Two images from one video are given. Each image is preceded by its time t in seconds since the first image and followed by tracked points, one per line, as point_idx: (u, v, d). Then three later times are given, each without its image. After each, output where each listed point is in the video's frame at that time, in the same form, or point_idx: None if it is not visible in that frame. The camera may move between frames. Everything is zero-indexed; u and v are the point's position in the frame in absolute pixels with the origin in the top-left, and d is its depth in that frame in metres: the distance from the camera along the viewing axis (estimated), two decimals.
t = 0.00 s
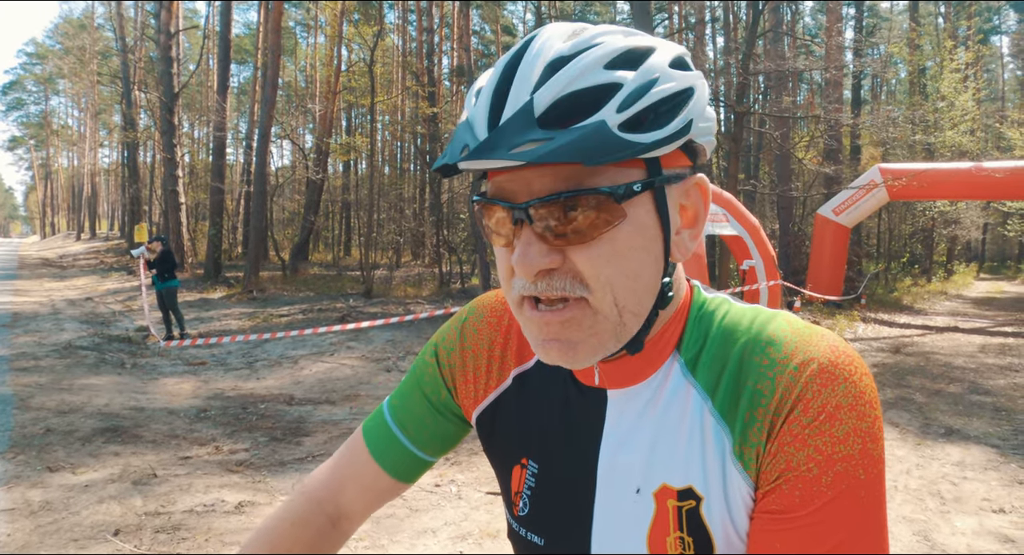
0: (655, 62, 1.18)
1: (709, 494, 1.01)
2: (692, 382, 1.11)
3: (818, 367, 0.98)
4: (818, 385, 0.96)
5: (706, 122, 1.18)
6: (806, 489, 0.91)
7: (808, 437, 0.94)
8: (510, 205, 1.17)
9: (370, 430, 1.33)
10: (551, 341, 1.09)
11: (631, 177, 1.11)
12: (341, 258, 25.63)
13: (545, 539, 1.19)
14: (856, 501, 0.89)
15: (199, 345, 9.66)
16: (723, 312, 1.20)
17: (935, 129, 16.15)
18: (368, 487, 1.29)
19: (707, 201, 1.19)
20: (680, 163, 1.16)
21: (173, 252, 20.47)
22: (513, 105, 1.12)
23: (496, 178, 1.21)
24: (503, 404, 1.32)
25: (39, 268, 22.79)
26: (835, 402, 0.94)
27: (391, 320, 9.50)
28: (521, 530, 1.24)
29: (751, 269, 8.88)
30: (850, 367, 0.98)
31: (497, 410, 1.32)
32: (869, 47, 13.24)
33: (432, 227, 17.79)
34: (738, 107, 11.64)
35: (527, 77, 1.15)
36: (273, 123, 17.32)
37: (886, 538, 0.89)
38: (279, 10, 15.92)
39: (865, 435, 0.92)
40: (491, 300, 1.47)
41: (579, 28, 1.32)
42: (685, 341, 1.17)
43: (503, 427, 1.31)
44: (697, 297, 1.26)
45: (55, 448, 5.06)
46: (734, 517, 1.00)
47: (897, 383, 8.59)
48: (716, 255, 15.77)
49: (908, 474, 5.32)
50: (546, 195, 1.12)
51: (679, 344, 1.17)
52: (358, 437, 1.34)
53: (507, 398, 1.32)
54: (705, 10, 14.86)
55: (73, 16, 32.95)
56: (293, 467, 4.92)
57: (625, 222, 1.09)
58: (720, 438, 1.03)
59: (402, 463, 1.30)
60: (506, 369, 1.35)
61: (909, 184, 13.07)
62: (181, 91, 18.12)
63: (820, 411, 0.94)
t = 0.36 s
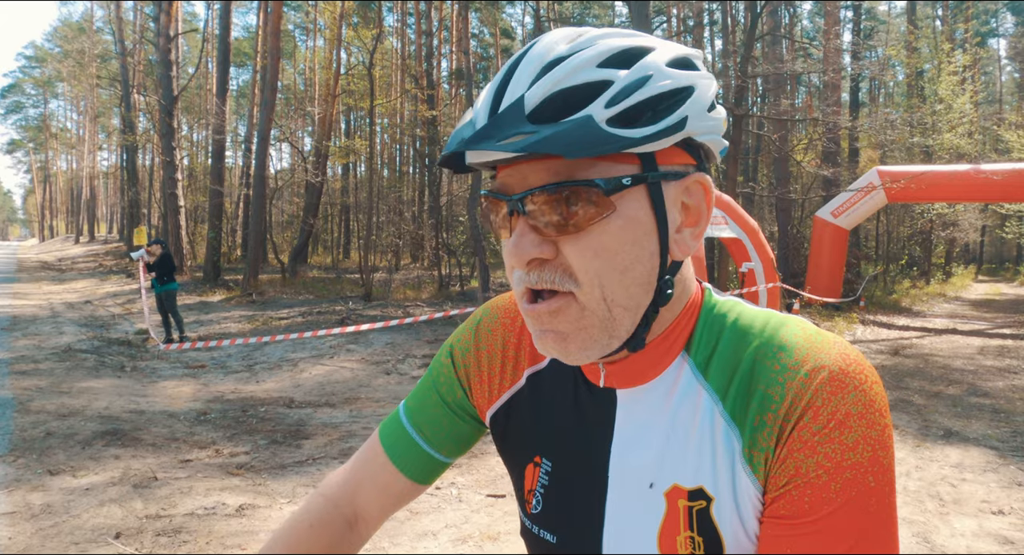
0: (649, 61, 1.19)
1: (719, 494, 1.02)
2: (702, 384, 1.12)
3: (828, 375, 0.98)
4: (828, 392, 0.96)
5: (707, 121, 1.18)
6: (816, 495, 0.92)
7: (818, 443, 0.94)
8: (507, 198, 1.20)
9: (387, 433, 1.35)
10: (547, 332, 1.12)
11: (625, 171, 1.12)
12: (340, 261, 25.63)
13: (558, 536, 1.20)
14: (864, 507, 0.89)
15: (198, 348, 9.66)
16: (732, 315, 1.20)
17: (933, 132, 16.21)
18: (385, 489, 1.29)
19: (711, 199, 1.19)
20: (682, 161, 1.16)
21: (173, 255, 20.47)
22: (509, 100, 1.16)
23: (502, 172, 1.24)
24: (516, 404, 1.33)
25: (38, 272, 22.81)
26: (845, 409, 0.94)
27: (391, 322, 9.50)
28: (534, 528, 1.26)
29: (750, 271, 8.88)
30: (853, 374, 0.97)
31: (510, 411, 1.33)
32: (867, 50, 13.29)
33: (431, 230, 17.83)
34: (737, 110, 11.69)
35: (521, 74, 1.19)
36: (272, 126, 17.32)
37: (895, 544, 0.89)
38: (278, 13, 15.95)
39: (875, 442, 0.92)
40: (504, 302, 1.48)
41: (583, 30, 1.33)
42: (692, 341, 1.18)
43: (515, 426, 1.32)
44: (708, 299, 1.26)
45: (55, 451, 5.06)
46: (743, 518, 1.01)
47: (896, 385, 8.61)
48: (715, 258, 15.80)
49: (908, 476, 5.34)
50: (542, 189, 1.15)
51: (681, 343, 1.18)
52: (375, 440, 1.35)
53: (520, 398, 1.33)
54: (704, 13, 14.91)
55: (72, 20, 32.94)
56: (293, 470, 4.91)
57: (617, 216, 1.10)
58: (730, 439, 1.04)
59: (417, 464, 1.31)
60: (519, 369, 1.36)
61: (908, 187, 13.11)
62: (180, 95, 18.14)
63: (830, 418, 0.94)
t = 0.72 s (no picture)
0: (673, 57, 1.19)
1: (735, 495, 1.02)
2: (721, 386, 1.11)
3: (848, 380, 0.97)
4: (850, 397, 0.95)
5: (730, 122, 1.17)
6: (837, 500, 0.91)
7: (840, 448, 0.93)
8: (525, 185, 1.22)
9: (395, 433, 1.35)
10: (556, 313, 1.13)
11: (639, 163, 1.12)
12: (340, 263, 25.63)
13: (567, 535, 1.20)
14: (886, 513, 0.89)
15: (198, 351, 9.65)
16: (749, 319, 1.20)
17: (932, 134, 16.25)
18: (393, 489, 1.30)
19: (728, 202, 1.20)
20: (701, 161, 1.16)
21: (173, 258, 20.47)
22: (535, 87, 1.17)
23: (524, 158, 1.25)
24: (526, 403, 1.34)
25: (36, 275, 22.79)
26: (866, 416, 0.93)
27: (391, 325, 9.49)
28: (544, 526, 1.26)
29: (750, 273, 8.83)
30: (875, 377, 0.97)
31: (521, 409, 1.33)
32: (866, 53, 13.32)
33: (431, 233, 17.84)
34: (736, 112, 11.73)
35: (544, 64, 1.21)
36: (272, 129, 17.33)
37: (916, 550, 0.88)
38: (278, 16, 15.97)
39: (896, 449, 0.92)
40: (514, 302, 1.49)
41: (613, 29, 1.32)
42: (707, 339, 1.19)
43: (526, 423, 1.32)
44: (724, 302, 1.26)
45: (55, 455, 5.05)
46: (759, 523, 1.00)
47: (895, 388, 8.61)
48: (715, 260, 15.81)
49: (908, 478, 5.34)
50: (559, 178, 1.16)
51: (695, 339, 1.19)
52: (383, 440, 1.36)
53: (531, 397, 1.33)
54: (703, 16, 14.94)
55: (72, 23, 32.96)
56: (293, 473, 4.91)
57: (628, 205, 1.10)
58: (748, 441, 1.03)
59: (426, 463, 1.31)
60: (530, 367, 1.36)
61: (906, 189, 13.14)
62: (180, 98, 18.15)
63: (852, 424, 0.93)
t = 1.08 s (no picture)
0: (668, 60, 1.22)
1: (771, 470, 1.05)
2: (754, 369, 1.15)
3: (881, 366, 1.03)
4: (884, 382, 1.02)
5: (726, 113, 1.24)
6: (891, 477, 0.97)
7: (885, 428, 0.99)
8: (611, 214, 1.14)
9: (404, 451, 1.30)
10: (663, 335, 1.09)
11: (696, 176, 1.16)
12: (335, 276, 25.58)
13: (592, 524, 1.19)
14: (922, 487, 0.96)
15: (194, 366, 9.59)
16: (768, 311, 1.25)
17: (924, 142, 16.36)
18: (401, 507, 1.26)
19: (735, 187, 1.28)
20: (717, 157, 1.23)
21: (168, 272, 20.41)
22: (570, 131, 1.14)
23: (567, 202, 1.20)
24: (542, 407, 1.30)
25: (30, 291, 22.65)
26: (900, 396, 1.00)
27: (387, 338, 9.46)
28: (563, 517, 1.24)
29: (746, 282, 8.65)
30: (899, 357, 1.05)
31: (535, 414, 1.30)
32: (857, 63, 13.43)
33: (427, 245, 17.84)
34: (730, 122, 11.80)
35: (616, 90, 1.14)
36: (267, 143, 17.35)
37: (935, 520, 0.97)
38: (272, 31, 16.01)
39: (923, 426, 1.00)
40: (522, 319, 1.45)
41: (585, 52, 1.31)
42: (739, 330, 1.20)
43: (542, 428, 1.29)
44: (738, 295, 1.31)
45: (50, 472, 5.00)
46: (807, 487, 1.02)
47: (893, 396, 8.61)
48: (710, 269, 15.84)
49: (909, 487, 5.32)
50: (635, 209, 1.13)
51: (734, 336, 1.20)
52: (392, 458, 1.31)
53: (549, 399, 1.30)
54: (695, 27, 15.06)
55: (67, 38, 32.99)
56: (291, 488, 4.86)
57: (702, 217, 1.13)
58: (796, 425, 1.06)
59: (435, 480, 1.27)
60: (543, 373, 1.33)
61: (900, 198, 13.18)
62: (175, 113, 18.15)
63: (888, 405, 1.00)
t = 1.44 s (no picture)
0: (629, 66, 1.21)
1: (760, 479, 1.03)
2: (744, 373, 1.13)
3: (872, 369, 1.00)
4: (879, 384, 0.98)
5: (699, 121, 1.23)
6: (882, 482, 0.92)
7: (881, 430, 0.95)
8: (580, 229, 1.13)
9: (406, 451, 1.31)
10: (644, 346, 1.08)
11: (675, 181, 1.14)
12: (334, 278, 25.59)
13: (584, 532, 1.20)
14: (928, 491, 0.92)
15: (192, 368, 9.57)
16: (762, 313, 1.22)
17: (922, 143, 16.41)
18: (402, 506, 1.26)
19: (721, 186, 1.26)
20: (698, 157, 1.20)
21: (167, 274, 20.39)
22: (529, 151, 1.14)
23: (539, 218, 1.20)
24: (535, 410, 1.30)
25: (29, 293, 22.58)
26: (896, 400, 0.96)
27: (386, 339, 9.44)
28: (555, 523, 1.25)
29: (744, 283, 8.73)
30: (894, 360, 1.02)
31: (532, 414, 1.30)
32: (855, 63, 13.46)
33: (426, 246, 17.84)
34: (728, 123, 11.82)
35: (571, 107, 1.13)
36: (265, 144, 17.33)
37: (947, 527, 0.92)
38: (271, 32, 16.02)
39: (926, 426, 0.95)
40: (519, 320, 1.45)
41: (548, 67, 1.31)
42: (727, 333, 1.18)
43: (536, 434, 1.29)
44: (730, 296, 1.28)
45: (48, 474, 4.98)
46: (799, 496, 1.00)
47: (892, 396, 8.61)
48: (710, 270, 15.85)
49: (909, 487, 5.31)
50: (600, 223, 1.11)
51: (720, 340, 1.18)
52: (393, 457, 1.32)
53: (542, 402, 1.30)
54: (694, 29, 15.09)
55: (65, 40, 32.96)
56: (290, 490, 4.85)
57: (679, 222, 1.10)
58: (787, 433, 1.03)
59: (433, 478, 1.27)
60: (538, 375, 1.32)
61: (898, 198, 13.18)
62: (174, 114, 18.14)
63: (885, 407, 0.96)
